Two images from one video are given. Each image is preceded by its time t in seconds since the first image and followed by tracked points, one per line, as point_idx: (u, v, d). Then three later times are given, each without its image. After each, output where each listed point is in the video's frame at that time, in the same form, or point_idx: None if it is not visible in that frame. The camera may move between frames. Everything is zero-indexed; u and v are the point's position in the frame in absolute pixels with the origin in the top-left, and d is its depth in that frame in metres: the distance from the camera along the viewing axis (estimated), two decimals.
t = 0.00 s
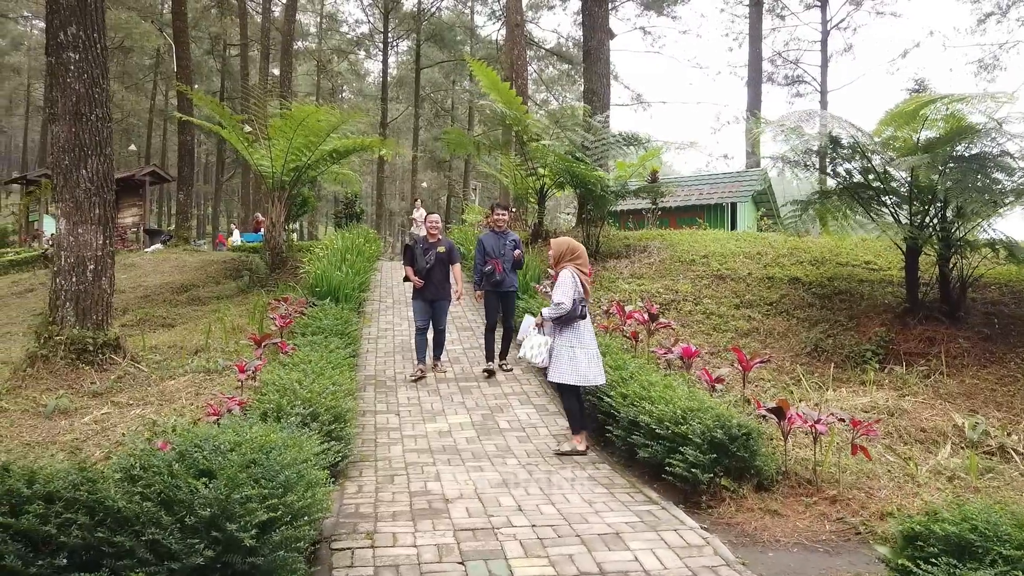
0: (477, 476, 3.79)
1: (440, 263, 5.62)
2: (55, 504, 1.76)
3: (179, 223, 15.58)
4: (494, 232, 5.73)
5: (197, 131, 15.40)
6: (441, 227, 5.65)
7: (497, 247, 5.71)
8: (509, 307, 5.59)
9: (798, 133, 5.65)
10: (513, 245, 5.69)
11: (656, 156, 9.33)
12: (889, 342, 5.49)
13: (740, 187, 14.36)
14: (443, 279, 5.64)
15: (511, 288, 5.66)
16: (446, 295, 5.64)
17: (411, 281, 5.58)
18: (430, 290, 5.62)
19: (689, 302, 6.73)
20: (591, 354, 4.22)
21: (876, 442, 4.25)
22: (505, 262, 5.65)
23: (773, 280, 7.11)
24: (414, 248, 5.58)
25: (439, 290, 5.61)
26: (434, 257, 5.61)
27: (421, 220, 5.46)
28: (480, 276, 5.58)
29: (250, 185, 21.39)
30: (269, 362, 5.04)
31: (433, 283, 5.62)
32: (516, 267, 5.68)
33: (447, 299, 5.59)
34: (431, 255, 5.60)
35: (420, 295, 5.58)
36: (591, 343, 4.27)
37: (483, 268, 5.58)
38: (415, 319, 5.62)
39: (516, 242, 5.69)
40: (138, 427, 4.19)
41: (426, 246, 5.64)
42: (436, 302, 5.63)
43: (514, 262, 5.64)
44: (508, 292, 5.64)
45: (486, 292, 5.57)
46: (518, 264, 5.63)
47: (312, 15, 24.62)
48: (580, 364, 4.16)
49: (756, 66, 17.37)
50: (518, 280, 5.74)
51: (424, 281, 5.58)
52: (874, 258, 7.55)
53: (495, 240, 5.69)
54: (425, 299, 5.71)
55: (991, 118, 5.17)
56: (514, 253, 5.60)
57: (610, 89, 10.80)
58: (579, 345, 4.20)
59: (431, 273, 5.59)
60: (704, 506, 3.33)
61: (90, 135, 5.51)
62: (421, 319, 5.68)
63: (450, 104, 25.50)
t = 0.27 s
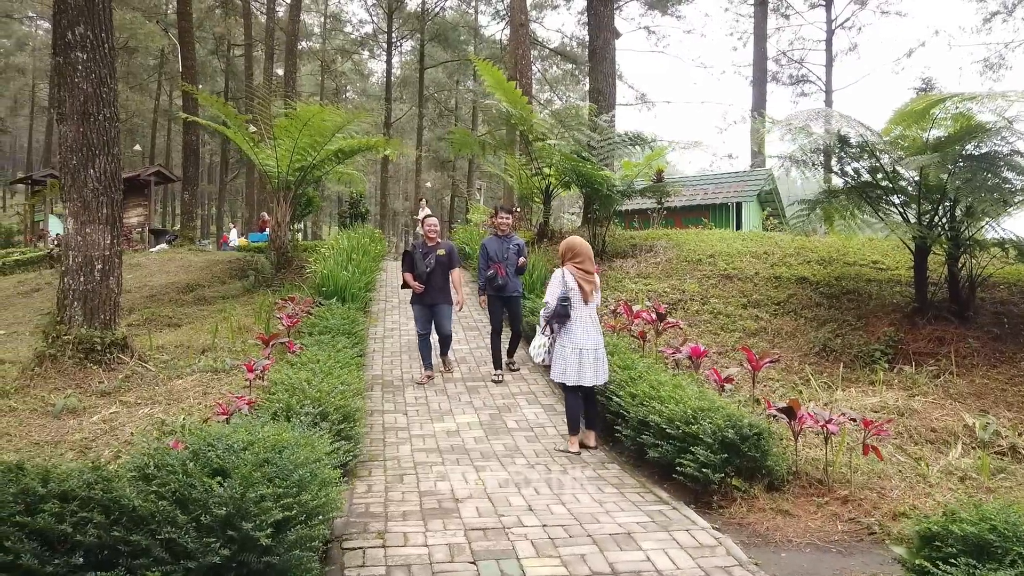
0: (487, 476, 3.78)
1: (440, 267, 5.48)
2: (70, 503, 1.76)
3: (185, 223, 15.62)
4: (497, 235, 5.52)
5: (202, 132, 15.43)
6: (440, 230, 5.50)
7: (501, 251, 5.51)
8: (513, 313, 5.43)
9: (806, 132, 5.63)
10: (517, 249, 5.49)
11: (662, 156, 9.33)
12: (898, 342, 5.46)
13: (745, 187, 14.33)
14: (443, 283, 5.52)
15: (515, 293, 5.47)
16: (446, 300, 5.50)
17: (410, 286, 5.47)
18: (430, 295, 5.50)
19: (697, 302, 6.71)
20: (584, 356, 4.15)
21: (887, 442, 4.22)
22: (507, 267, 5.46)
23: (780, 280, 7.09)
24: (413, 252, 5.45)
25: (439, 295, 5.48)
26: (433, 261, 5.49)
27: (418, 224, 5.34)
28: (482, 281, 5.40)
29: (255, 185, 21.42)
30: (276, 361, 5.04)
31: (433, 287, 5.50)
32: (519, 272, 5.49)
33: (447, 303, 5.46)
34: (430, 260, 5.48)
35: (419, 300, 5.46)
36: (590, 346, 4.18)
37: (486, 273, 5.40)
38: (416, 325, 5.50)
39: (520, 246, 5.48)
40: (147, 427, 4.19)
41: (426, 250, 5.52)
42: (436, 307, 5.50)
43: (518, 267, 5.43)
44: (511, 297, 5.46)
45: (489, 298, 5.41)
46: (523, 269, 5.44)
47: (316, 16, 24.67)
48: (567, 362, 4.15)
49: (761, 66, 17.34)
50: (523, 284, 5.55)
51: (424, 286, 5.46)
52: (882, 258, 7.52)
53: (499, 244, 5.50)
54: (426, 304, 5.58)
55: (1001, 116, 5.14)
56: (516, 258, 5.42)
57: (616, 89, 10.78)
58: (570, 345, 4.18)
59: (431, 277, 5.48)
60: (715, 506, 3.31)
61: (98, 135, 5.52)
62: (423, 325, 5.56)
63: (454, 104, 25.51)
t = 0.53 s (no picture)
0: (494, 475, 3.78)
1: (441, 267, 5.29)
2: (81, 503, 1.75)
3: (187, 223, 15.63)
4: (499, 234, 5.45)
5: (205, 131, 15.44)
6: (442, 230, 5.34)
7: (503, 250, 5.43)
8: (514, 314, 5.31)
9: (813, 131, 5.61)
10: (519, 248, 5.40)
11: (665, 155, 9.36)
12: (904, 341, 5.45)
13: (748, 186, 14.31)
14: (444, 284, 5.30)
15: (517, 293, 5.35)
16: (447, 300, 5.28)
17: (410, 286, 5.27)
18: (431, 295, 5.29)
19: (702, 302, 6.70)
20: (574, 356, 4.14)
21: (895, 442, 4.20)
22: (508, 266, 5.33)
23: (785, 280, 7.07)
24: (414, 250, 5.26)
25: (439, 295, 5.27)
26: (434, 260, 5.28)
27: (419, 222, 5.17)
28: (483, 280, 5.30)
29: (258, 184, 21.43)
30: (282, 361, 5.04)
31: (433, 287, 5.28)
32: (521, 272, 5.36)
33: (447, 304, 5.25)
34: (431, 259, 5.28)
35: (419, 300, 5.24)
36: (582, 346, 4.13)
37: (487, 272, 5.31)
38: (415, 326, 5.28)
39: (523, 245, 5.38)
40: (152, 426, 4.18)
41: (427, 249, 5.32)
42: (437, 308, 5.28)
43: (520, 267, 5.30)
44: (513, 298, 5.32)
45: (491, 298, 5.28)
46: (523, 268, 5.30)
47: (318, 15, 24.69)
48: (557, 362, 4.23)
49: (763, 66, 17.32)
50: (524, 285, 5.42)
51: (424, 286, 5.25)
52: (887, 257, 7.49)
53: (501, 243, 5.41)
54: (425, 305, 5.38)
55: (1009, 116, 5.12)
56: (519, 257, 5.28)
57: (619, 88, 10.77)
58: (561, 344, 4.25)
59: (432, 277, 5.26)
60: (723, 506, 3.30)
61: (103, 134, 5.52)
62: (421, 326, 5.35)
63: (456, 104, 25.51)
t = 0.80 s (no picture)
0: (496, 476, 3.77)
1: (439, 274, 5.07)
2: (85, 504, 1.73)
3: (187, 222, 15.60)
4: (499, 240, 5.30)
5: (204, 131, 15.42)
6: (441, 236, 5.13)
7: (502, 257, 5.26)
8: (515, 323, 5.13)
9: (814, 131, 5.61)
10: (519, 255, 5.24)
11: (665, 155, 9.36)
12: (906, 341, 5.44)
13: (748, 186, 14.32)
14: (443, 291, 5.07)
15: (517, 301, 5.17)
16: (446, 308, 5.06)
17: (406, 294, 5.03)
18: (428, 304, 5.06)
19: (702, 302, 6.69)
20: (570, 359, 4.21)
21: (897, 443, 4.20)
22: (509, 274, 5.17)
23: (786, 280, 7.07)
24: (411, 257, 5.03)
25: (437, 303, 5.04)
26: (432, 267, 5.05)
27: (419, 227, 4.96)
28: (482, 288, 5.14)
29: (257, 184, 21.40)
30: (282, 361, 5.03)
31: (431, 295, 5.06)
32: (522, 280, 5.20)
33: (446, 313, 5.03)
34: (429, 265, 5.06)
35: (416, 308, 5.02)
36: (576, 350, 4.17)
37: (486, 279, 5.15)
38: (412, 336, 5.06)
39: (523, 252, 5.23)
40: (154, 427, 4.17)
41: (424, 255, 5.09)
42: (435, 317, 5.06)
43: (519, 274, 5.16)
44: (513, 307, 5.15)
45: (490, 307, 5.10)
46: (523, 275, 5.13)
47: (317, 15, 24.67)
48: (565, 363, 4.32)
49: (763, 66, 17.33)
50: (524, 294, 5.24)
51: (421, 294, 5.03)
52: (887, 258, 7.49)
53: (501, 249, 5.26)
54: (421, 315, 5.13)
55: (1011, 115, 5.11)
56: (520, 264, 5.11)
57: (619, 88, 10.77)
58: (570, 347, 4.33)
59: (430, 285, 5.03)
60: (726, 507, 3.29)
61: (103, 134, 5.51)
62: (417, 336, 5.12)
63: (455, 104, 25.50)
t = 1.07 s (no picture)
0: (494, 477, 3.76)
1: (435, 274, 5.04)
2: (80, 508, 1.72)
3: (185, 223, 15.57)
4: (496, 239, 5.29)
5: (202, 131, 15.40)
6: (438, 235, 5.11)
7: (500, 257, 5.25)
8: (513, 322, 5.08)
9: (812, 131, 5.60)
10: (517, 254, 5.23)
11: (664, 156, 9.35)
12: (904, 342, 5.44)
13: (746, 186, 14.33)
14: (439, 291, 5.03)
15: (515, 301, 5.14)
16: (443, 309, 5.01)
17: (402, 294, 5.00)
18: (424, 304, 5.02)
19: (701, 302, 6.69)
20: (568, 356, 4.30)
21: (896, 444, 4.19)
22: (505, 273, 5.14)
23: (785, 280, 7.07)
24: (406, 257, 5.01)
25: (433, 303, 4.99)
26: (428, 267, 5.02)
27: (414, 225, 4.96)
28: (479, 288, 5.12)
29: (255, 185, 21.37)
30: (281, 363, 5.02)
31: (427, 295, 5.02)
32: (519, 279, 5.17)
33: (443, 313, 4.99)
34: (425, 265, 5.03)
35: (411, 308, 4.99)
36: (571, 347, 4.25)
37: (484, 279, 5.13)
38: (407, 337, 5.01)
39: (521, 251, 5.22)
40: (151, 429, 4.16)
41: (420, 255, 5.06)
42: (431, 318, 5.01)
43: (516, 273, 5.14)
44: (510, 307, 5.11)
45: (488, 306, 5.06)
46: (521, 274, 5.11)
47: (316, 15, 24.65)
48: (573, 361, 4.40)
49: (762, 66, 17.33)
50: (522, 293, 5.20)
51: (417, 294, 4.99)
52: (885, 258, 7.50)
53: (498, 249, 5.24)
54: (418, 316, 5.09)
55: (1009, 116, 5.09)
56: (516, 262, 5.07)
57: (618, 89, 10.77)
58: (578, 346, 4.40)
59: (426, 284, 4.99)
60: (724, 508, 3.29)
61: (100, 134, 5.49)
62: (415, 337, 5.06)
63: (454, 104, 25.49)
